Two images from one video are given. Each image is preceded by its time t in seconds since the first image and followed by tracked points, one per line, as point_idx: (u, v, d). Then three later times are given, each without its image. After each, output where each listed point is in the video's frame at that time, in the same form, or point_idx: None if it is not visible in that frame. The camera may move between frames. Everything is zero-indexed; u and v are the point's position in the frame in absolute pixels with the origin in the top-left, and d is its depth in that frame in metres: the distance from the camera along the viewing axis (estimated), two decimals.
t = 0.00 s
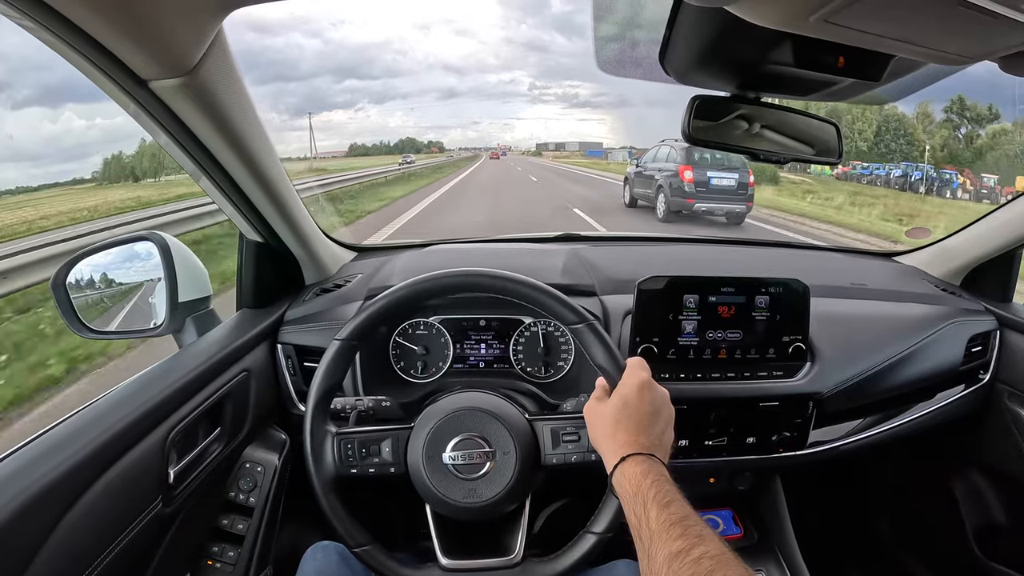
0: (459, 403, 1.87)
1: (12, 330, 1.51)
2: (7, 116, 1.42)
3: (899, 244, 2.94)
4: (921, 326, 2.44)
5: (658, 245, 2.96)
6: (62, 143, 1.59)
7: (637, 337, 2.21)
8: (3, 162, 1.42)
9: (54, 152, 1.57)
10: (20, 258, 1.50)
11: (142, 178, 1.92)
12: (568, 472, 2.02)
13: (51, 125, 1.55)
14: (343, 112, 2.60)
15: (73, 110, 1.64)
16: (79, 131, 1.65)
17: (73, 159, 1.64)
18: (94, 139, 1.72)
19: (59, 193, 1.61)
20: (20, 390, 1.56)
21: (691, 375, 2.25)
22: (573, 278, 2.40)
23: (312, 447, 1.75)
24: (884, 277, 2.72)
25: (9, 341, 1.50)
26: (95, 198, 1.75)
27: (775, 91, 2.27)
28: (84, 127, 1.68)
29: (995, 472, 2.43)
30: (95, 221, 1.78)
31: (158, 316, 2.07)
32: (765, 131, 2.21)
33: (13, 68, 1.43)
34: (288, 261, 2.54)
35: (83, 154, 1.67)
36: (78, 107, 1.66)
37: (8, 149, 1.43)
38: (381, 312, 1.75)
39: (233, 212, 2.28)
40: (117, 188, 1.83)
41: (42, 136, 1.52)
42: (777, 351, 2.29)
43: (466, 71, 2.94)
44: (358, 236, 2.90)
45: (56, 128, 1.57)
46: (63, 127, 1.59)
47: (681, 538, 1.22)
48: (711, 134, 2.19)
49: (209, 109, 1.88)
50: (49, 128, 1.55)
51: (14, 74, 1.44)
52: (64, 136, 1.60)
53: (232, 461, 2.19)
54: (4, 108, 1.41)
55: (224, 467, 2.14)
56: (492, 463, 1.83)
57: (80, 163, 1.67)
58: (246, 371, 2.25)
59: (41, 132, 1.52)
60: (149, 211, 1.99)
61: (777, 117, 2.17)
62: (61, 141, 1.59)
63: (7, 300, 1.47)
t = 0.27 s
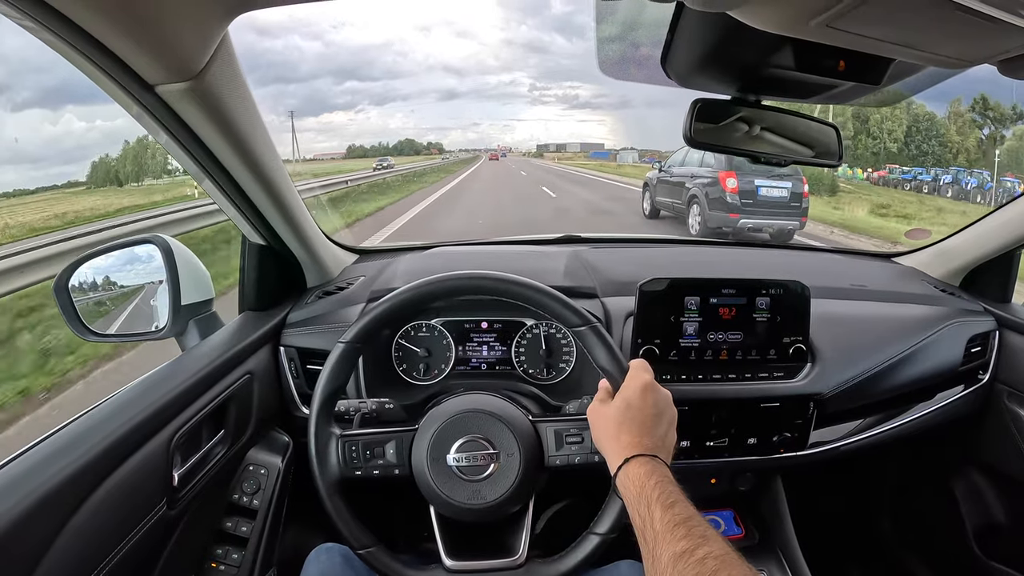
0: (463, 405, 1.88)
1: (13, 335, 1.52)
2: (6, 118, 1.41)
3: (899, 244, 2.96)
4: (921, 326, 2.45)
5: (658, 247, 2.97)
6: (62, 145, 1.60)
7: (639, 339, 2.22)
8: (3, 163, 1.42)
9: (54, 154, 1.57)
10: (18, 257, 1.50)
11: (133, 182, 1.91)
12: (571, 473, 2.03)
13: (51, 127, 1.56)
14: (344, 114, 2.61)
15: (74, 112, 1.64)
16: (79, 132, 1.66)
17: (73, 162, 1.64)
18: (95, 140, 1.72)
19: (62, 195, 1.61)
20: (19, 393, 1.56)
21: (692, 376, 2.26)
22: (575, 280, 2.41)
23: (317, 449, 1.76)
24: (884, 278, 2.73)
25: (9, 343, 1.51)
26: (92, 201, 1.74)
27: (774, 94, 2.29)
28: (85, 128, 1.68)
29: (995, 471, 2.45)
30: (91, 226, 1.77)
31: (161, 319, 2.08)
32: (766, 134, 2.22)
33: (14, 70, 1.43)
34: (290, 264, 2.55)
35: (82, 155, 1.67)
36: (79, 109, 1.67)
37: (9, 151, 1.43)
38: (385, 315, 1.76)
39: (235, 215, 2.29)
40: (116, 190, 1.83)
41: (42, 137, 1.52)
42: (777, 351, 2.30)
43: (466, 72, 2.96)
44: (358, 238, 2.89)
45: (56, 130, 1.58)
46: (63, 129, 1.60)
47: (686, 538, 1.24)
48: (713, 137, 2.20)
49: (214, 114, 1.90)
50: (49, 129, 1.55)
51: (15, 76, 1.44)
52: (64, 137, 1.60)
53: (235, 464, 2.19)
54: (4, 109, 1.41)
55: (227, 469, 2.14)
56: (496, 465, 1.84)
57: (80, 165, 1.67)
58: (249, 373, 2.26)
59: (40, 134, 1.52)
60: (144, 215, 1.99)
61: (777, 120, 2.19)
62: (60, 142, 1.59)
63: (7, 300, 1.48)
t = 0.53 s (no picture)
0: (458, 406, 1.88)
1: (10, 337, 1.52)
2: (8, 119, 1.42)
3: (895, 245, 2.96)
4: (917, 327, 2.45)
5: (655, 247, 2.98)
6: (62, 146, 1.60)
7: (635, 340, 2.22)
8: (4, 165, 1.43)
9: (53, 155, 1.58)
10: (17, 257, 1.50)
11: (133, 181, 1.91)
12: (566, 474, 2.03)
13: (53, 127, 1.57)
14: (346, 115, 2.64)
15: (74, 113, 1.66)
16: (79, 132, 1.67)
17: (72, 164, 1.65)
18: (95, 141, 1.74)
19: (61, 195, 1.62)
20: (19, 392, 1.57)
21: (688, 377, 2.26)
22: (571, 282, 2.41)
23: (312, 450, 1.77)
24: (881, 278, 2.73)
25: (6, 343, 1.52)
26: (87, 203, 1.74)
27: (770, 95, 2.29)
28: (85, 129, 1.70)
29: (992, 472, 2.46)
30: (86, 228, 1.77)
31: (159, 319, 2.08)
32: (762, 134, 2.23)
33: (15, 70, 1.45)
34: (287, 265, 2.56)
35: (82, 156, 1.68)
36: (78, 110, 1.68)
37: (8, 152, 1.43)
38: (381, 316, 1.77)
39: (232, 216, 2.29)
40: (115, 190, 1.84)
41: (43, 138, 1.53)
42: (773, 352, 2.30)
43: (467, 73, 2.89)
44: (354, 238, 2.88)
45: (58, 131, 1.58)
46: (64, 130, 1.61)
47: (678, 539, 1.24)
48: (707, 138, 2.21)
49: (210, 117, 1.90)
50: (51, 130, 1.56)
51: (16, 76, 1.45)
52: (65, 138, 1.61)
53: (232, 464, 2.20)
54: (7, 110, 1.42)
55: (224, 470, 2.15)
56: (491, 466, 1.84)
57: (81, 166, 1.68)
58: (246, 374, 2.27)
59: (42, 135, 1.53)
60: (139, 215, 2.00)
61: (774, 121, 2.19)
62: (62, 144, 1.60)
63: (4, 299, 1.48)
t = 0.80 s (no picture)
0: (458, 407, 1.89)
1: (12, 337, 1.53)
2: (9, 119, 1.43)
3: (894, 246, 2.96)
4: (917, 328, 2.46)
5: (655, 248, 2.99)
6: (63, 146, 1.61)
7: (634, 341, 2.22)
8: (7, 166, 1.44)
9: (55, 156, 1.58)
10: (18, 257, 1.51)
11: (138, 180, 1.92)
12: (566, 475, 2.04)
13: (55, 128, 1.58)
14: (348, 116, 2.66)
15: (76, 114, 1.67)
16: (81, 133, 1.67)
17: (76, 164, 1.66)
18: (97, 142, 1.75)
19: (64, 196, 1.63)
20: (21, 393, 1.58)
21: (688, 378, 2.25)
22: (571, 283, 2.41)
23: (313, 451, 1.77)
24: (880, 279, 2.74)
25: (10, 344, 1.53)
26: (88, 203, 1.74)
27: (769, 96, 2.30)
28: (88, 129, 1.71)
29: (992, 473, 2.46)
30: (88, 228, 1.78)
31: (160, 321, 2.08)
32: (761, 136, 2.24)
33: (16, 71, 1.46)
34: (287, 266, 2.56)
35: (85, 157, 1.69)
36: (80, 111, 1.69)
37: (11, 153, 1.44)
38: (382, 317, 1.77)
39: (232, 218, 2.30)
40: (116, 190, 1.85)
41: (44, 139, 1.54)
42: (772, 353, 2.30)
43: (467, 73, 2.92)
44: (355, 240, 2.87)
45: (59, 132, 1.59)
46: (65, 131, 1.61)
47: (677, 540, 1.25)
48: (706, 139, 2.23)
49: (211, 120, 1.91)
50: (53, 131, 1.57)
51: (17, 77, 1.46)
52: (67, 139, 1.62)
53: (233, 465, 2.20)
54: (8, 112, 1.43)
55: (225, 471, 2.15)
56: (490, 467, 1.85)
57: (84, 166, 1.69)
58: (247, 375, 2.27)
59: (43, 136, 1.54)
60: (143, 216, 2.00)
61: (773, 123, 2.19)
62: (63, 144, 1.61)
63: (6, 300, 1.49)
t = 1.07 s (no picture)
0: (459, 408, 1.90)
1: (17, 338, 1.54)
2: (11, 120, 1.44)
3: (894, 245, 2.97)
4: (916, 327, 2.46)
5: (655, 248, 3.00)
6: (62, 147, 1.61)
7: (633, 342, 2.21)
8: (8, 166, 1.44)
9: (55, 158, 1.59)
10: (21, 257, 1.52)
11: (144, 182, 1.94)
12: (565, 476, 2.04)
13: (56, 128, 1.59)
14: (349, 117, 2.68)
15: (79, 115, 1.68)
16: (81, 135, 1.68)
17: (78, 165, 1.67)
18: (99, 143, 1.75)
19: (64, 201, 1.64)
20: (24, 395, 1.59)
21: (688, 378, 2.23)
22: (571, 284, 2.40)
23: (313, 452, 1.80)
24: (880, 279, 2.74)
25: (13, 347, 1.54)
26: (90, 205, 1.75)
27: (768, 96, 2.30)
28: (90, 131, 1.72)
29: (993, 472, 2.47)
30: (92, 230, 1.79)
31: (161, 324, 2.11)
32: (759, 137, 2.24)
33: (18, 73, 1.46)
34: (288, 269, 2.57)
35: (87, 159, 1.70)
36: (82, 113, 1.70)
37: (12, 153, 1.45)
38: (381, 319, 1.79)
39: (232, 222, 2.31)
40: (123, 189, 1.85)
41: (46, 140, 1.55)
42: (772, 353, 2.27)
43: (472, 75, 2.93)
44: (355, 242, 2.88)
45: (60, 133, 1.60)
46: (67, 132, 1.62)
47: (674, 542, 1.25)
48: (704, 140, 2.23)
49: (209, 124, 1.92)
50: (54, 131, 1.58)
51: (20, 79, 1.47)
52: (68, 140, 1.63)
53: (234, 468, 2.21)
54: (10, 112, 1.43)
55: (226, 473, 2.16)
56: (490, 468, 1.85)
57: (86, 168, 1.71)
58: (248, 378, 2.28)
59: (44, 136, 1.54)
60: (145, 219, 2.02)
61: (770, 123, 2.20)
62: (64, 145, 1.62)
63: (8, 301, 1.50)
